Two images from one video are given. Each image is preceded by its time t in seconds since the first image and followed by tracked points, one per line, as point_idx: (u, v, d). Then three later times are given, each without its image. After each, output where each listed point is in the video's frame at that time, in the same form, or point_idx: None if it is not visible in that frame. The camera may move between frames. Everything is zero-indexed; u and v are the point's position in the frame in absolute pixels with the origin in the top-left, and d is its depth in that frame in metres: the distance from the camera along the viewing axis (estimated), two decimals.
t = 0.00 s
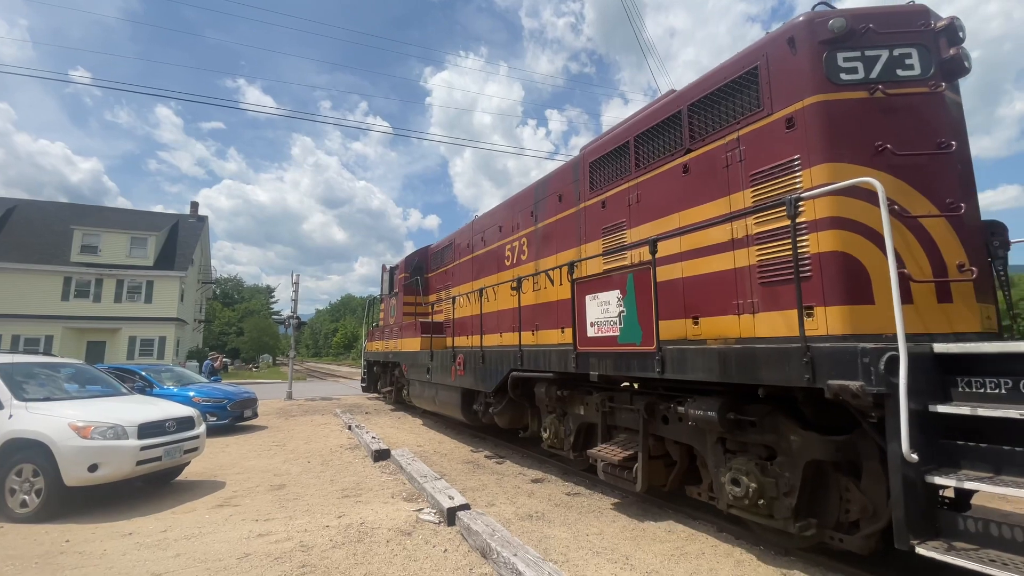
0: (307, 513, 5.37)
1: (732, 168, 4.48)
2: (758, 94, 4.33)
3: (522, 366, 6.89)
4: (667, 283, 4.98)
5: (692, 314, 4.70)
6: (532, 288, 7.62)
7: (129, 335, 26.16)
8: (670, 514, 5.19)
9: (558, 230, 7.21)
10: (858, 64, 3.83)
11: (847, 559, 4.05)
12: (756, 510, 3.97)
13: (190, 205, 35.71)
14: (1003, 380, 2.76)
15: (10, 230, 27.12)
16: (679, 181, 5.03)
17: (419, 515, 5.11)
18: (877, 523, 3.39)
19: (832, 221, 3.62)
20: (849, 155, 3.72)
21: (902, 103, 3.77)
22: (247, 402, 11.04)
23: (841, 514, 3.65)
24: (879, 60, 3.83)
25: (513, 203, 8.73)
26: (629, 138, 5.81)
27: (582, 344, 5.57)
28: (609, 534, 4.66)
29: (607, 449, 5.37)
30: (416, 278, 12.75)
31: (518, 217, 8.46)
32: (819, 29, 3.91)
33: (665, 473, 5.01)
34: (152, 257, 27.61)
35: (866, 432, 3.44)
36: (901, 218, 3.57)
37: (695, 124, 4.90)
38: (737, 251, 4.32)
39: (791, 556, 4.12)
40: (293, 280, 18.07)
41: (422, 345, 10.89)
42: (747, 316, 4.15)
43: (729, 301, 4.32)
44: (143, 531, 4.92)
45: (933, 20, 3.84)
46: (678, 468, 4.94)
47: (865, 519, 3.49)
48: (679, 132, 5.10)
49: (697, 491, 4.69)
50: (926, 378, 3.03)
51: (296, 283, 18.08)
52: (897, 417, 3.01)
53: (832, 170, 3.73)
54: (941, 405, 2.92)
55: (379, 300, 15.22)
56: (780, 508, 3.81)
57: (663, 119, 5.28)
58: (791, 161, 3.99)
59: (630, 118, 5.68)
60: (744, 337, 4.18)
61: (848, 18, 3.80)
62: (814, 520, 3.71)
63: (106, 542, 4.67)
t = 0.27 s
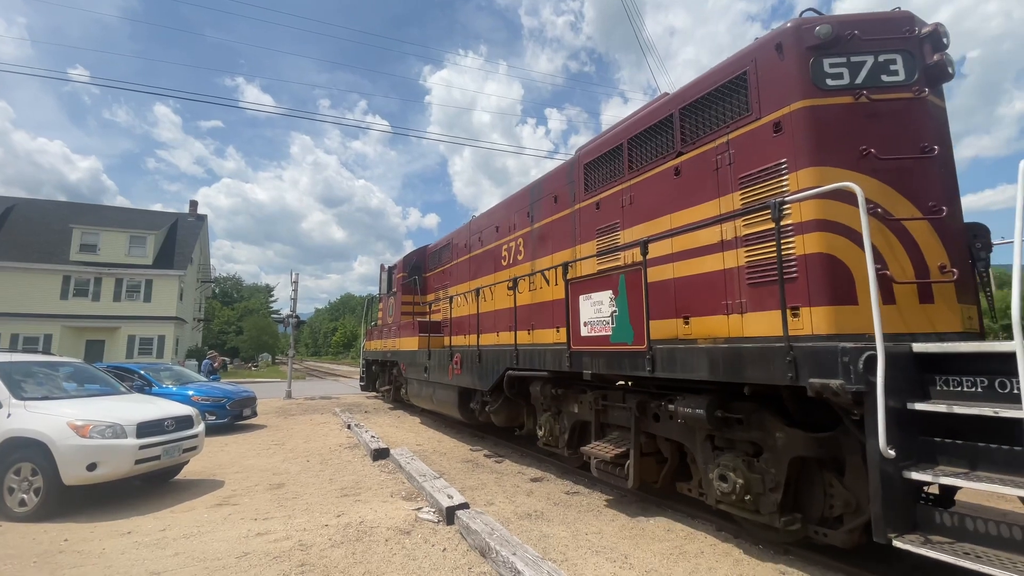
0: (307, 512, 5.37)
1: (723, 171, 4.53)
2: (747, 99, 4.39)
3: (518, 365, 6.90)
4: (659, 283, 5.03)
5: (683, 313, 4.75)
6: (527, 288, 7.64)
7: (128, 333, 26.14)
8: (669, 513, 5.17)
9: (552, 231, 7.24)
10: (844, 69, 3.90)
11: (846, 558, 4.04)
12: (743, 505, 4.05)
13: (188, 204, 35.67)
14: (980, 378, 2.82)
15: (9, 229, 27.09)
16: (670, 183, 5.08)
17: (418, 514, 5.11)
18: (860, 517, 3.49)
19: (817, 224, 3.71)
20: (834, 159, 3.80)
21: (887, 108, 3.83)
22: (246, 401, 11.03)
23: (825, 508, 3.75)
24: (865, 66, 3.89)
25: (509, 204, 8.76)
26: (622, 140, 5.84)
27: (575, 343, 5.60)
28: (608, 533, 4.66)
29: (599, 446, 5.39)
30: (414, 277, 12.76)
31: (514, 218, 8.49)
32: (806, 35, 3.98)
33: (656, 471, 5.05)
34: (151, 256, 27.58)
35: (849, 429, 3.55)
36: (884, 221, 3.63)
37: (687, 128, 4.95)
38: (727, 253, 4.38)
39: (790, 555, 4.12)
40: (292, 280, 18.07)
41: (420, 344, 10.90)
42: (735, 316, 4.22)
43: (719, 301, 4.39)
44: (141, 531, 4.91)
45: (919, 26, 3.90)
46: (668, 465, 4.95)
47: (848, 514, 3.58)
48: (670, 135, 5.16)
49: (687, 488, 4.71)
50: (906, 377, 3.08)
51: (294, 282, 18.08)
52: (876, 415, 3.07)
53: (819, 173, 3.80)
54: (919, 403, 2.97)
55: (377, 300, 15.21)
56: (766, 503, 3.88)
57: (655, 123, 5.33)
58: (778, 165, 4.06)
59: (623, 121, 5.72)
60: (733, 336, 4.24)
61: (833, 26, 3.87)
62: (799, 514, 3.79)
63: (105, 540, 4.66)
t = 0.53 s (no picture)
0: (306, 511, 5.37)
1: (712, 174, 4.59)
2: (735, 104, 4.45)
3: (513, 365, 6.90)
4: (649, 285, 5.07)
5: (674, 313, 4.82)
6: (523, 288, 7.65)
7: (128, 332, 26.13)
8: (670, 511, 5.17)
9: (546, 232, 7.27)
10: (828, 76, 3.98)
11: (845, 557, 4.04)
12: (729, 501, 4.08)
13: (188, 203, 35.63)
14: (955, 377, 2.92)
15: (8, 228, 27.06)
16: (661, 186, 5.14)
17: (417, 513, 5.10)
18: (842, 512, 3.50)
19: (801, 226, 3.78)
20: (819, 164, 3.87)
21: (870, 114, 3.92)
22: (245, 400, 11.03)
23: (809, 504, 3.77)
24: (849, 73, 3.97)
25: (505, 205, 8.79)
26: (615, 143, 5.88)
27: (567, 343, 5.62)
28: (608, 532, 4.66)
29: (592, 444, 5.44)
30: (412, 277, 12.76)
31: (510, 219, 8.51)
32: (793, 42, 4.04)
33: (648, 467, 5.07)
34: (151, 255, 27.56)
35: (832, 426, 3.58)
36: (866, 225, 3.74)
37: (678, 132, 5.01)
38: (716, 255, 4.45)
39: (790, 553, 4.12)
40: (291, 279, 18.06)
41: (418, 343, 10.91)
42: (723, 316, 4.30)
43: (707, 302, 4.46)
44: (141, 530, 4.91)
45: (903, 33, 3.98)
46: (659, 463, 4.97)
47: (831, 509, 3.60)
48: (662, 139, 5.21)
49: (676, 484, 4.72)
50: (882, 375, 3.18)
51: (294, 281, 18.07)
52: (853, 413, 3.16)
53: (804, 178, 3.88)
54: (895, 400, 3.06)
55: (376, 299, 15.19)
56: (752, 499, 3.90)
57: (647, 126, 5.39)
58: (765, 169, 4.12)
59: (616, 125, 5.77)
60: (722, 336, 4.32)
61: (818, 34, 3.95)
62: (784, 510, 3.81)
63: (105, 539, 4.66)
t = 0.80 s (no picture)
0: (306, 510, 5.36)
1: (700, 178, 4.68)
2: (723, 110, 4.53)
3: (509, 364, 6.91)
4: (641, 285, 5.20)
5: (665, 314, 4.92)
6: (519, 288, 7.69)
7: (128, 332, 26.10)
8: (670, 509, 5.18)
9: (540, 234, 7.32)
10: (813, 83, 4.07)
11: (844, 556, 4.04)
12: (715, 496, 4.19)
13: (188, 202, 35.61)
14: (928, 376, 3.05)
15: (8, 227, 27.04)
16: (652, 190, 5.22)
17: (417, 512, 5.10)
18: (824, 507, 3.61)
19: (785, 229, 3.88)
20: (802, 169, 3.97)
21: (853, 120, 4.01)
22: (245, 400, 11.03)
23: (792, 499, 3.89)
24: (833, 80, 4.07)
25: (500, 207, 8.83)
26: (608, 147, 5.95)
27: (561, 343, 5.67)
28: (608, 532, 4.66)
29: (585, 441, 5.52)
30: (411, 277, 12.76)
31: (505, 220, 8.56)
32: (778, 50, 4.13)
33: (638, 463, 5.25)
34: (151, 254, 27.53)
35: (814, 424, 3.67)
36: (848, 229, 3.84)
37: (668, 136, 5.09)
38: (704, 257, 4.56)
39: (790, 553, 4.12)
40: (291, 278, 18.06)
41: (416, 343, 10.91)
42: (712, 317, 4.41)
43: (696, 303, 4.57)
44: (141, 529, 4.91)
45: (885, 41, 4.08)
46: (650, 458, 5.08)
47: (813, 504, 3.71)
48: (653, 143, 5.29)
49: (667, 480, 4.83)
50: (859, 374, 3.29)
51: (294, 280, 18.07)
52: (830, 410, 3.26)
53: (788, 182, 3.98)
54: (872, 399, 3.18)
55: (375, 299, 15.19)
56: (737, 494, 4.01)
57: (638, 130, 5.46)
58: (751, 174, 4.21)
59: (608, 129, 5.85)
60: (710, 336, 4.42)
61: (803, 42, 4.04)
62: (767, 504, 3.92)
63: (105, 539, 4.66)
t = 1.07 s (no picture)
0: (306, 510, 5.36)
1: (689, 182, 4.78)
2: (711, 116, 4.62)
3: (504, 363, 6.93)
4: (632, 286, 5.30)
5: (655, 314, 5.02)
6: (514, 289, 7.74)
7: (128, 331, 26.13)
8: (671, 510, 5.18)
9: (535, 236, 7.38)
10: (797, 90, 4.17)
11: (845, 556, 4.03)
12: (702, 491, 4.29)
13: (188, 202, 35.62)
14: (903, 374, 3.16)
15: (8, 227, 27.06)
16: (643, 193, 5.31)
17: (418, 511, 5.11)
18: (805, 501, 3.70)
19: (770, 233, 4.00)
20: (786, 174, 4.07)
21: (835, 127, 4.10)
22: (245, 399, 11.05)
23: (776, 493, 3.97)
24: (816, 87, 4.16)
25: (496, 210, 8.89)
26: (600, 151, 6.04)
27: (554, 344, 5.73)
28: (608, 531, 4.66)
29: (578, 438, 5.63)
30: (410, 278, 12.77)
31: (500, 222, 8.62)
32: (763, 57, 4.22)
33: (629, 460, 5.26)
34: (151, 253, 27.54)
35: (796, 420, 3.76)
36: (830, 231, 3.92)
37: (659, 141, 5.18)
38: (693, 258, 4.66)
39: (790, 552, 4.12)
40: (291, 278, 18.08)
41: (414, 343, 10.91)
42: (700, 317, 4.50)
43: (685, 304, 4.68)
44: (141, 528, 4.91)
45: (868, 49, 4.16)
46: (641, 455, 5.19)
47: (795, 498, 3.80)
48: (644, 148, 5.38)
49: (657, 476, 4.94)
50: (837, 372, 3.38)
51: (295, 280, 18.08)
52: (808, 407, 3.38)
53: (772, 187, 4.08)
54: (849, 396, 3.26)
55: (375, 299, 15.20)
56: (722, 489, 4.10)
57: (630, 135, 5.55)
58: (737, 178, 4.31)
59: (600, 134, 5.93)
60: (698, 335, 4.50)
61: (786, 51, 4.13)
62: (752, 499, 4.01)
63: (105, 538, 4.67)
